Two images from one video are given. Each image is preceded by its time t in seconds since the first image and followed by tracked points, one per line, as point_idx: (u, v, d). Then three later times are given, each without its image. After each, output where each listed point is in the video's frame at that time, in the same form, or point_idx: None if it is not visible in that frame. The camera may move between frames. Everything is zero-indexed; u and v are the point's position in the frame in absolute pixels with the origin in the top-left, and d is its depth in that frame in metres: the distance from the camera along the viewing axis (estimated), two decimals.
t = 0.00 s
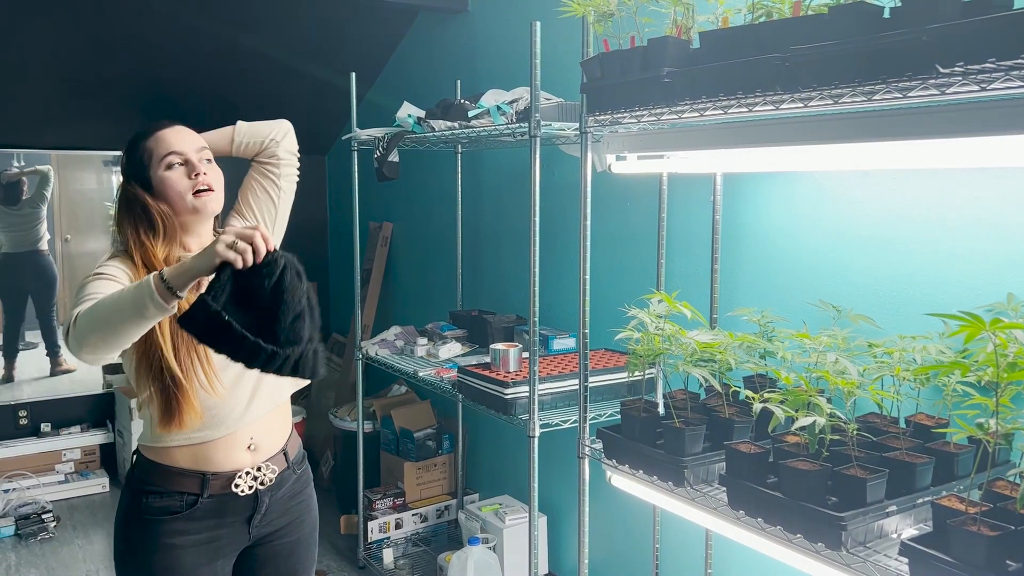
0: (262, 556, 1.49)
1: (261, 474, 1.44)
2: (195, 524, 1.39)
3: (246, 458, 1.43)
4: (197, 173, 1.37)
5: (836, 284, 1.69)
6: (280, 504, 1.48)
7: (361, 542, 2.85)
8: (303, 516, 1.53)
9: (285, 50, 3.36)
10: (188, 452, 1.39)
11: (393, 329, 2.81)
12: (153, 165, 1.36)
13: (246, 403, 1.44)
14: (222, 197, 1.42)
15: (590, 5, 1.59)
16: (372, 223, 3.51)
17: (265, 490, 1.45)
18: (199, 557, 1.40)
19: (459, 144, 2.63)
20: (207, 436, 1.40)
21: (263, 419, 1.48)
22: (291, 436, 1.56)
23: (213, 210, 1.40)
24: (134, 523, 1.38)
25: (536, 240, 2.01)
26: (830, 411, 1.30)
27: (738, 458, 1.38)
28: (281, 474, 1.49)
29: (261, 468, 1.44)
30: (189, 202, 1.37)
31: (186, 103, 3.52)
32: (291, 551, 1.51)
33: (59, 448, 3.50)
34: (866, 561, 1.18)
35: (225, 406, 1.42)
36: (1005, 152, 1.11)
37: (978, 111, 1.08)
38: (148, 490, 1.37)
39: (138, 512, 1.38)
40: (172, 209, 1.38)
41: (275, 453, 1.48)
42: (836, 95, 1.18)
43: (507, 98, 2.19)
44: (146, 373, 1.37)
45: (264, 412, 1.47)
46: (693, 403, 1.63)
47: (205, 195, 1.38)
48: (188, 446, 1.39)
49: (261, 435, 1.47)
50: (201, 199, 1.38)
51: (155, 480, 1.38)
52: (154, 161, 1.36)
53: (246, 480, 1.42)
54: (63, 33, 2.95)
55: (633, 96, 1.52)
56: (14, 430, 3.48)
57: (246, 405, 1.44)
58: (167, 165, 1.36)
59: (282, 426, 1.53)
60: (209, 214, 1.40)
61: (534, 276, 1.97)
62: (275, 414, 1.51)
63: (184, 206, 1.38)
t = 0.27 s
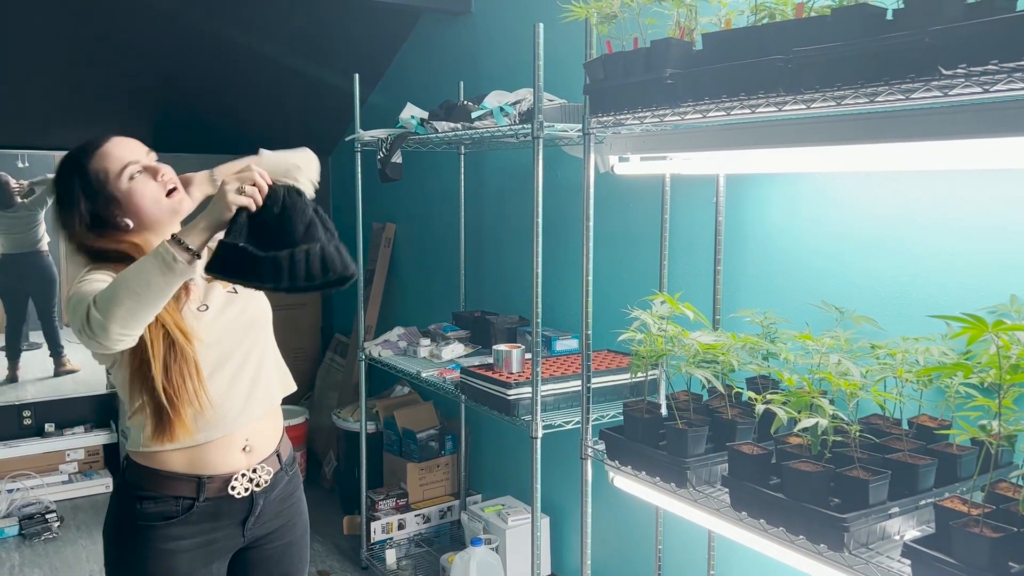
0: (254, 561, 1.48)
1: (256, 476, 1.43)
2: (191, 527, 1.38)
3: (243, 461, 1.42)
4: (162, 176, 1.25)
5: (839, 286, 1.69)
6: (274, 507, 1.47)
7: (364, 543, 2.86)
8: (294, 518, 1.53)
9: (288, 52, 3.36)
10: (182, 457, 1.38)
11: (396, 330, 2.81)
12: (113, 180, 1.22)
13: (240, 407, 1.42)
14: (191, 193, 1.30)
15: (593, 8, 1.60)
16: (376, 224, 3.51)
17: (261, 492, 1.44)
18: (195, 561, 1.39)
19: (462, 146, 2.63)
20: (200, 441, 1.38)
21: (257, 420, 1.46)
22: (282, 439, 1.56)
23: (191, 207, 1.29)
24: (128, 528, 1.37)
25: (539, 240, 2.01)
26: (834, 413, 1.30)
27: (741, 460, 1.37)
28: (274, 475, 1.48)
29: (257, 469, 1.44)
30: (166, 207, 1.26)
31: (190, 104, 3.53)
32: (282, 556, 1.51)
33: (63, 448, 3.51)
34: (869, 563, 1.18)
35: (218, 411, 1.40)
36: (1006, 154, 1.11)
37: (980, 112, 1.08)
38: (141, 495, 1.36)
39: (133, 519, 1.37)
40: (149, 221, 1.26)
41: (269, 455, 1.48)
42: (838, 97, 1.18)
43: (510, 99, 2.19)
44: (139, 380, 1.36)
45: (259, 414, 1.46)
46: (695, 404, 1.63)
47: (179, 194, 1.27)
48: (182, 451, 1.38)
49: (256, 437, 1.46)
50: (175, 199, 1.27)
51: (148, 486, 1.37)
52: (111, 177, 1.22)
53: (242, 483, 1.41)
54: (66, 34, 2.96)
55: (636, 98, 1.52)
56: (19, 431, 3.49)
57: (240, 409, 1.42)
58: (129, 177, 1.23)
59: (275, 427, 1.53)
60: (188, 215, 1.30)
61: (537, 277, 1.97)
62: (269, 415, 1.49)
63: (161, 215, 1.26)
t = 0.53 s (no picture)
0: (243, 562, 1.50)
1: (244, 474, 1.46)
2: (179, 526, 1.40)
3: (230, 459, 1.45)
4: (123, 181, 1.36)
5: (840, 287, 1.69)
6: (260, 506, 1.49)
7: (366, 543, 2.86)
8: (282, 518, 1.54)
9: (291, 53, 3.37)
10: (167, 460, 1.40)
11: (399, 331, 2.82)
12: (77, 188, 1.31)
13: (224, 409, 1.44)
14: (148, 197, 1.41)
15: (596, 9, 1.60)
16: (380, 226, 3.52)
17: (248, 490, 1.46)
18: (185, 559, 1.41)
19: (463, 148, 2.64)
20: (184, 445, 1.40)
21: (245, 420, 1.48)
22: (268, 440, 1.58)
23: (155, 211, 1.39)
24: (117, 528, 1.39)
25: (542, 241, 2.01)
26: (835, 414, 1.30)
27: (743, 461, 1.38)
28: (260, 473, 1.50)
29: (244, 468, 1.46)
30: (132, 208, 1.35)
31: (194, 105, 3.54)
32: (272, 556, 1.52)
33: (66, 447, 3.51)
34: (871, 565, 1.18)
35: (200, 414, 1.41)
36: (1007, 156, 1.12)
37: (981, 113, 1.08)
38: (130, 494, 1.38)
39: (121, 519, 1.39)
40: (117, 225, 1.35)
41: (256, 453, 1.50)
42: (839, 98, 1.19)
43: (511, 101, 2.20)
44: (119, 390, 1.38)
45: (245, 414, 1.47)
46: (697, 405, 1.63)
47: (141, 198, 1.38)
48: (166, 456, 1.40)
49: (243, 436, 1.48)
50: (140, 202, 1.37)
51: (136, 486, 1.39)
52: (75, 187, 1.31)
53: (230, 480, 1.44)
54: (70, 35, 2.97)
55: (638, 99, 1.52)
56: (22, 430, 3.45)
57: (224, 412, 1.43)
58: (94, 183, 1.32)
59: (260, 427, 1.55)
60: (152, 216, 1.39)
61: (539, 278, 1.97)
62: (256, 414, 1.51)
63: (129, 218, 1.35)
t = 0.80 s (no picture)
0: (229, 564, 1.53)
1: (220, 476, 1.48)
2: (155, 524, 1.44)
3: (207, 461, 1.47)
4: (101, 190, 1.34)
5: (841, 287, 1.69)
6: (243, 508, 1.51)
7: (367, 543, 2.87)
8: (269, 520, 1.56)
9: (292, 54, 3.38)
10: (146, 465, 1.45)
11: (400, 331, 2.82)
12: (53, 194, 1.30)
13: (197, 414, 1.45)
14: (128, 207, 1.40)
15: (597, 9, 1.60)
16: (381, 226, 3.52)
17: (225, 492, 1.49)
18: (163, 556, 1.45)
19: (464, 148, 2.65)
20: (159, 451, 1.44)
21: (224, 423, 1.49)
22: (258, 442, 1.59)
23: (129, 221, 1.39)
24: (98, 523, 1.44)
25: (543, 242, 2.02)
26: (835, 414, 1.30)
27: (743, 461, 1.38)
28: (242, 476, 1.52)
29: (221, 470, 1.48)
30: (106, 219, 1.35)
31: (196, 105, 3.55)
32: (260, 558, 1.55)
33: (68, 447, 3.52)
34: (871, 565, 1.18)
35: (170, 423, 1.43)
36: (1007, 156, 1.12)
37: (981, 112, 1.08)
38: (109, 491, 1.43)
39: (100, 514, 1.44)
40: (89, 234, 1.34)
41: (238, 455, 1.52)
42: (839, 98, 1.19)
43: (513, 101, 2.20)
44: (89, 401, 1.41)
45: (222, 417, 1.48)
46: (697, 405, 1.63)
47: (117, 209, 1.37)
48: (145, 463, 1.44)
49: (222, 438, 1.49)
50: (116, 212, 1.37)
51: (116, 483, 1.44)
52: (52, 191, 1.30)
53: (205, 482, 1.46)
54: (72, 36, 2.97)
55: (639, 99, 1.52)
56: (24, 429, 3.45)
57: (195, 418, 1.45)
58: (71, 191, 1.31)
59: (246, 428, 1.56)
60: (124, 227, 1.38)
61: (540, 279, 1.97)
62: (237, 416, 1.51)
63: (103, 226, 1.35)
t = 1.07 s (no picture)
0: (222, 565, 1.52)
1: (208, 477, 1.46)
2: (143, 523, 1.44)
3: (194, 462, 1.46)
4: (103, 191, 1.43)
5: (841, 286, 1.69)
6: (235, 510, 1.50)
7: (367, 542, 2.87)
8: (264, 522, 1.54)
9: (293, 54, 3.38)
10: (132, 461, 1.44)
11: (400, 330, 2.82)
12: (56, 189, 1.38)
13: (180, 413, 1.45)
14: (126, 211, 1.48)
15: (597, 9, 1.60)
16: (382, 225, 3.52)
17: (213, 493, 1.47)
18: (152, 554, 1.45)
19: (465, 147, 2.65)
20: (142, 451, 1.43)
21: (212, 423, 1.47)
22: (254, 442, 1.58)
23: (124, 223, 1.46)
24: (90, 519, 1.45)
25: (543, 241, 2.02)
26: (834, 414, 1.30)
27: (742, 461, 1.38)
28: (234, 478, 1.51)
29: (209, 472, 1.47)
30: (103, 219, 1.42)
31: (197, 105, 3.55)
32: (254, 560, 1.53)
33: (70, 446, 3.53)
34: (870, 564, 1.18)
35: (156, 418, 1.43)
36: (1008, 155, 1.12)
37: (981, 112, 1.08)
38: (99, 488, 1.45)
39: (92, 509, 1.45)
40: (82, 230, 1.41)
41: (228, 456, 1.50)
42: (839, 98, 1.19)
43: (513, 100, 2.20)
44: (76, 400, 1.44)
45: (208, 418, 1.45)
46: (698, 405, 1.63)
47: (115, 211, 1.44)
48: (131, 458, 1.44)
49: (210, 438, 1.47)
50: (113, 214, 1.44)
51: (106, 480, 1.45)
52: (54, 186, 1.38)
53: (192, 483, 1.45)
54: (73, 36, 2.98)
55: (639, 99, 1.52)
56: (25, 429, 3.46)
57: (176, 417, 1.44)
58: (73, 187, 1.39)
59: (240, 429, 1.54)
60: (119, 230, 1.45)
61: (540, 278, 1.97)
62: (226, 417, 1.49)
63: (100, 226, 1.42)
